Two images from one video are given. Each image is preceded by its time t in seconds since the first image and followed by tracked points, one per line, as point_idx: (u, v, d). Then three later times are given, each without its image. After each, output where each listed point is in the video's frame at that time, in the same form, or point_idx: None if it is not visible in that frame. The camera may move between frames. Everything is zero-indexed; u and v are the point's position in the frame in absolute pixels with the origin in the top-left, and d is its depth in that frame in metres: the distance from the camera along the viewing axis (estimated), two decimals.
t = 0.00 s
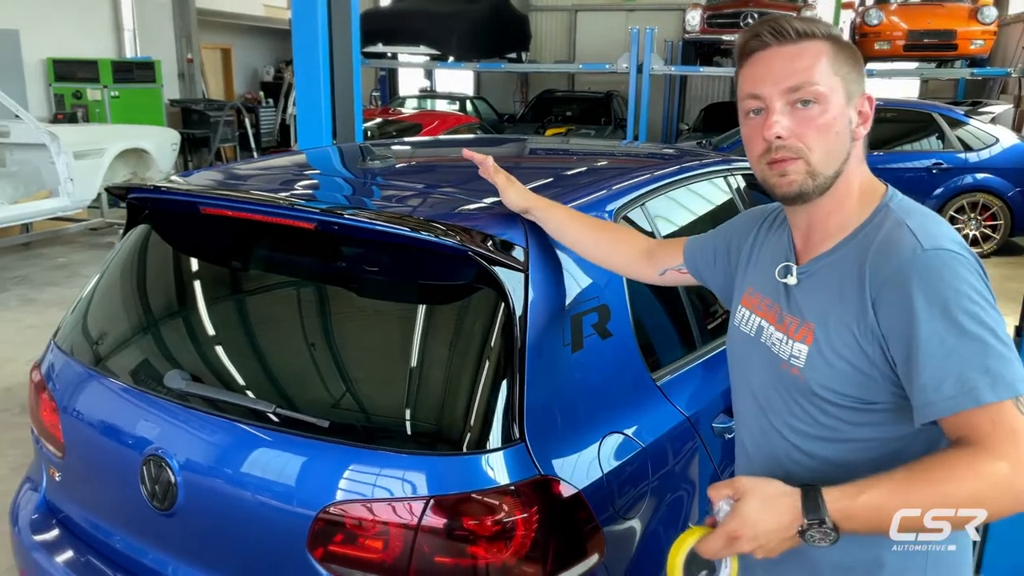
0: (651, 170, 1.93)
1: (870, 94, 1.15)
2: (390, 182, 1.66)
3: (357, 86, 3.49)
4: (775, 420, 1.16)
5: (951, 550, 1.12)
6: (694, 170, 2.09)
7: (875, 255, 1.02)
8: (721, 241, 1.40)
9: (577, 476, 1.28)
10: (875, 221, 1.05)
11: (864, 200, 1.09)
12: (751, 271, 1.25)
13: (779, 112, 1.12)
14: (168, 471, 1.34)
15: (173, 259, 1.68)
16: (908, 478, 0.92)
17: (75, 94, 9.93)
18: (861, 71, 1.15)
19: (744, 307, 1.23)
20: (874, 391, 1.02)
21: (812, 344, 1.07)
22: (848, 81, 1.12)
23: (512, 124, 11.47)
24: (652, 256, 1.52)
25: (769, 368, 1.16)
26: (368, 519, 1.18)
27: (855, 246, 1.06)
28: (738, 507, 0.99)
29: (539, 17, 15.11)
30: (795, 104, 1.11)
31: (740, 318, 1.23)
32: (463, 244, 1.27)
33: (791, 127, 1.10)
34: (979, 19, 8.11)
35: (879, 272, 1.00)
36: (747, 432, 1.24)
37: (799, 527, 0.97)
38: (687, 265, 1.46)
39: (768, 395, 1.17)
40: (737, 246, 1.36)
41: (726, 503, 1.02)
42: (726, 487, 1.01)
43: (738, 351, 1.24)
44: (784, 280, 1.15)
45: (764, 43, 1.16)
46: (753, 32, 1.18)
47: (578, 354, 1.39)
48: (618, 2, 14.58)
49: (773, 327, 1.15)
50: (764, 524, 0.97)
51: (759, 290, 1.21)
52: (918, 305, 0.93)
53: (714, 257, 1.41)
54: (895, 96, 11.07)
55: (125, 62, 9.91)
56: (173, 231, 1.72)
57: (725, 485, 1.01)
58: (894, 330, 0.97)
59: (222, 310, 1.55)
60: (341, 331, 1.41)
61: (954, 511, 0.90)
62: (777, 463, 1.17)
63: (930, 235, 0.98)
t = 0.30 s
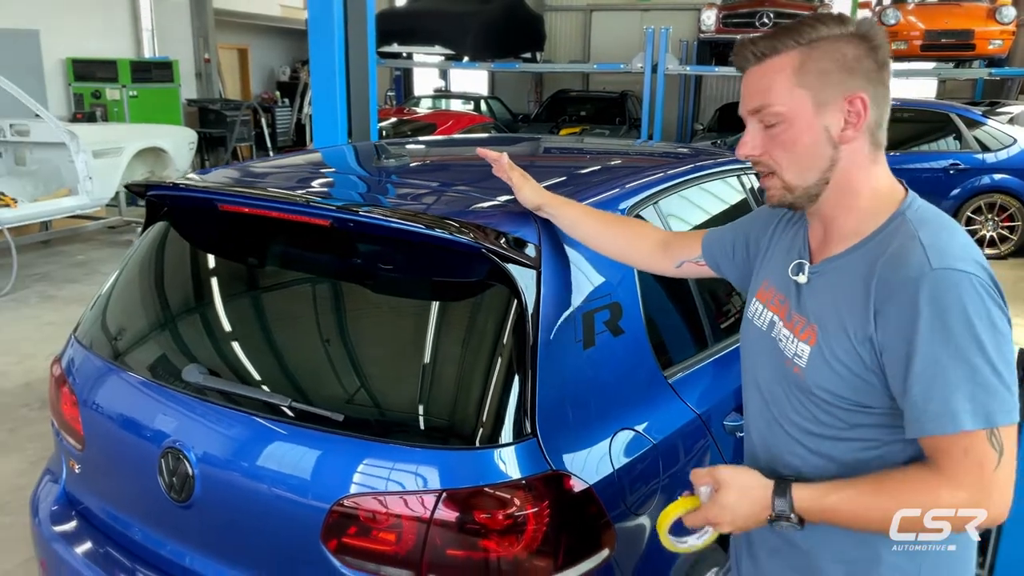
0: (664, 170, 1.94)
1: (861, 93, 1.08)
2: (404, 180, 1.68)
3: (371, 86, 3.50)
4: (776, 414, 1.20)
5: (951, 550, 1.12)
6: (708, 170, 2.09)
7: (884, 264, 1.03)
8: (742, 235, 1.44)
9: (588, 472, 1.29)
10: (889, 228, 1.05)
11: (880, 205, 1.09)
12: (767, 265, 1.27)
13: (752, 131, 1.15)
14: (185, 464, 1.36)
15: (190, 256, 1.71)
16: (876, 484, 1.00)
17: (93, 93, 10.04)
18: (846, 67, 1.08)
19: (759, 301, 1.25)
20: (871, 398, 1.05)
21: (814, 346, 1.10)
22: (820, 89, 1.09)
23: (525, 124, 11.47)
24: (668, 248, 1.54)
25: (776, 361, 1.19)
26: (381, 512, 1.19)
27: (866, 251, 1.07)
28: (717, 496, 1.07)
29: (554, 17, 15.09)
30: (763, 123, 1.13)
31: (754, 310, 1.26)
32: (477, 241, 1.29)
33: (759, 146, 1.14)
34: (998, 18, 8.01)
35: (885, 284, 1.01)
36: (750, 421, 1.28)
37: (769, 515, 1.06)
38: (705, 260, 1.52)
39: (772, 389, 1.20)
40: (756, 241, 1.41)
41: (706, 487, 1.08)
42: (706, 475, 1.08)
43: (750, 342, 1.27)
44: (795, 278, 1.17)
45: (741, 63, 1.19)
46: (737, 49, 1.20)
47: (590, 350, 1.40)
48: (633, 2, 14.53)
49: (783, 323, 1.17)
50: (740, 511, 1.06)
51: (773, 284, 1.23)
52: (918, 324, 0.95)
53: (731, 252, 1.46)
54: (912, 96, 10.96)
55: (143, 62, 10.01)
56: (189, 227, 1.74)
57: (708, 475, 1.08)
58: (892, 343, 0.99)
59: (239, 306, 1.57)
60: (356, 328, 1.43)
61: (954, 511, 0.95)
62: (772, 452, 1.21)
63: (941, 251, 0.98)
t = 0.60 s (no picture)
0: (674, 169, 1.94)
1: (855, 98, 1.08)
2: (415, 179, 1.69)
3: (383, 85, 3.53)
4: (780, 405, 1.22)
5: (951, 549, 1.12)
6: (719, 169, 2.09)
7: (894, 265, 1.03)
8: (754, 223, 1.46)
9: (597, 467, 1.31)
10: (904, 230, 1.05)
11: (896, 204, 1.09)
12: (781, 255, 1.28)
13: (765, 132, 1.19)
14: (198, 458, 1.38)
15: (203, 253, 1.72)
16: (860, 482, 1.00)
17: (108, 93, 10.13)
18: (841, 70, 1.08)
19: (771, 290, 1.27)
20: (870, 398, 1.06)
21: (819, 342, 1.11)
22: (813, 95, 1.11)
23: (536, 124, 11.48)
24: (684, 237, 1.57)
25: (784, 353, 1.20)
26: (392, 506, 1.21)
27: (877, 251, 1.07)
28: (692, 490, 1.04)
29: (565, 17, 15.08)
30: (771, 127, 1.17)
31: (767, 300, 1.27)
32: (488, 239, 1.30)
33: (770, 148, 1.17)
34: (1011, 18, 7.92)
35: (892, 286, 1.02)
36: (756, 411, 1.30)
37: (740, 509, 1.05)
38: (720, 248, 1.54)
39: (778, 379, 1.22)
40: (769, 229, 1.43)
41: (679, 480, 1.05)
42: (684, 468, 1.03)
43: (762, 332, 1.28)
44: (807, 270, 1.18)
45: (756, 66, 1.22)
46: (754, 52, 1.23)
47: (600, 347, 1.41)
48: (645, 2, 14.50)
49: (792, 316, 1.19)
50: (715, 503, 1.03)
51: (787, 275, 1.25)
52: (920, 329, 0.95)
53: (744, 243, 1.48)
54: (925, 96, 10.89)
55: (157, 63, 10.09)
56: (202, 225, 1.76)
57: (687, 470, 1.03)
58: (892, 345, 1.00)
59: (252, 304, 1.59)
60: (366, 324, 1.44)
61: (954, 512, 0.97)
62: (773, 442, 1.24)
63: (953, 258, 0.97)
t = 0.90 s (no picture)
0: (683, 165, 1.94)
1: (862, 91, 1.08)
2: (424, 175, 1.69)
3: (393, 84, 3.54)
4: (790, 401, 1.21)
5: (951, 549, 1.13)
6: (729, 165, 2.09)
7: (905, 259, 1.03)
8: (763, 216, 1.46)
9: (605, 462, 1.31)
10: (914, 223, 1.05)
11: (905, 199, 1.08)
12: (789, 250, 1.29)
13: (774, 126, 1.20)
14: (208, 451, 1.39)
15: (214, 249, 1.74)
16: (885, 482, 0.97)
17: (119, 92, 10.20)
18: (848, 63, 1.08)
19: (779, 285, 1.27)
20: (881, 392, 1.06)
21: (829, 336, 1.11)
22: (821, 88, 1.11)
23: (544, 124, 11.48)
24: (692, 233, 1.57)
25: (793, 348, 1.20)
26: (401, 499, 1.22)
27: (887, 244, 1.07)
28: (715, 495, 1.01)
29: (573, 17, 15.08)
30: (780, 120, 1.17)
31: (776, 294, 1.28)
32: (496, 233, 1.30)
33: (779, 141, 1.18)
34: None
35: (904, 279, 1.01)
36: (765, 407, 1.30)
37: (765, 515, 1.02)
38: (729, 242, 1.53)
39: (787, 375, 1.22)
40: (778, 222, 1.43)
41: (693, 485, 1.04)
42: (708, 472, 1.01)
43: (770, 327, 1.28)
44: (816, 265, 1.18)
45: (768, 61, 1.23)
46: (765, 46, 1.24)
47: (607, 342, 1.41)
48: (654, 2, 14.49)
49: (801, 311, 1.19)
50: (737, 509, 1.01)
51: (795, 269, 1.25)
52: (933, 321, 0.95)
53: (753, 237, 1.48)
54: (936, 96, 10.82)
55: (167, 62, 10.14)
56: (213, 220, 1.77)
57: (709, 472, 1.01)
58: (904, 338, 0.99)
59: (262, 299, 1.59)
60: (374, 319, 1.45)
61: (954, 511, 0.94)
62: (782, 438, 1.23)
63: (964, 250, 0.97)
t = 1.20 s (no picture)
0: (691, 166, 1.94)
1: (861, 107, 1.07)
2: (433, 176, 1.70)
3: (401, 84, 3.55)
4: (797, 408, 1.22)
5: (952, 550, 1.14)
6: (737, 165, 2.09)
7: (908, 271, 1.02)
8: (769, 218, 1.46)
9: (612, 462, 1.31)
10: (917, 234, 1.04)
11: (908, 208, 1.08)
12: (794, 256, 1.29)
13: (769, 143, 1.18)
14: (217, 451, 1.40)
15: (223, 249, 1.74)
16: (893, 491, 1.01)
17: (128, 92, 10.26)
18: (844, 79, 1.08)
19: (784, 291, 1.28)
20: (888, 402, 1.06)
21: (835, 347, 1.11)
22: (818, 106, 1.10)
23: (551, 124, 11.48)
24: (699, 234, 1.57)
25: (798, 356, 1.21)
26: (410, 498, 1.22)
27: (890, 255, 1.07)
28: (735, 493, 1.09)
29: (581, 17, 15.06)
30: (775, 138, 1.16)
31: (781, 301, 1.28)
32: (504, 233, 1.30)
33: (775, 158, 1.17)
34: None
35: (908, 292, 1.01)
36: (772, 412, 1.31)
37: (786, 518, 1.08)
38: (734, 244, 1.53)
39: (793, 382, 1.22)
40: (783, 225, 1.43)
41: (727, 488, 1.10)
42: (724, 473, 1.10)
43: (776, 333, 1.28)
44: (820, 274, 1.18)
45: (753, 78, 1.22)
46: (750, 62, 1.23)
47: (615, 343, 1.41)
48: (662, 2, 14.46)
49: (806, 319, 1.19)
50: (755, 511, 1.08)
51: (799, 276, 1.25)
52: (937, 336, 0.95)
53: (759, 238, 1.48)
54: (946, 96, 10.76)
55: (176, 62, 10.17)
56: (222, 220, 1.78)
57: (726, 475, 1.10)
58: (910, 351, 0.99)
59: (271, 299, 1.60)
60: (383, 318, 1.45)
61: (954, 511, 0.95)
62: (790, 444, 1.24)
63: (966, 262, 0.96)
